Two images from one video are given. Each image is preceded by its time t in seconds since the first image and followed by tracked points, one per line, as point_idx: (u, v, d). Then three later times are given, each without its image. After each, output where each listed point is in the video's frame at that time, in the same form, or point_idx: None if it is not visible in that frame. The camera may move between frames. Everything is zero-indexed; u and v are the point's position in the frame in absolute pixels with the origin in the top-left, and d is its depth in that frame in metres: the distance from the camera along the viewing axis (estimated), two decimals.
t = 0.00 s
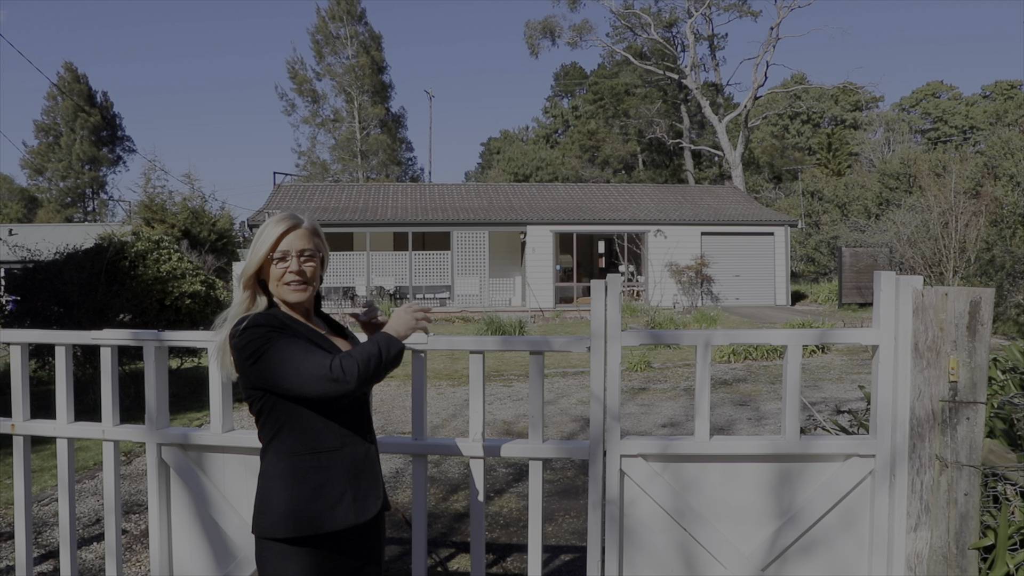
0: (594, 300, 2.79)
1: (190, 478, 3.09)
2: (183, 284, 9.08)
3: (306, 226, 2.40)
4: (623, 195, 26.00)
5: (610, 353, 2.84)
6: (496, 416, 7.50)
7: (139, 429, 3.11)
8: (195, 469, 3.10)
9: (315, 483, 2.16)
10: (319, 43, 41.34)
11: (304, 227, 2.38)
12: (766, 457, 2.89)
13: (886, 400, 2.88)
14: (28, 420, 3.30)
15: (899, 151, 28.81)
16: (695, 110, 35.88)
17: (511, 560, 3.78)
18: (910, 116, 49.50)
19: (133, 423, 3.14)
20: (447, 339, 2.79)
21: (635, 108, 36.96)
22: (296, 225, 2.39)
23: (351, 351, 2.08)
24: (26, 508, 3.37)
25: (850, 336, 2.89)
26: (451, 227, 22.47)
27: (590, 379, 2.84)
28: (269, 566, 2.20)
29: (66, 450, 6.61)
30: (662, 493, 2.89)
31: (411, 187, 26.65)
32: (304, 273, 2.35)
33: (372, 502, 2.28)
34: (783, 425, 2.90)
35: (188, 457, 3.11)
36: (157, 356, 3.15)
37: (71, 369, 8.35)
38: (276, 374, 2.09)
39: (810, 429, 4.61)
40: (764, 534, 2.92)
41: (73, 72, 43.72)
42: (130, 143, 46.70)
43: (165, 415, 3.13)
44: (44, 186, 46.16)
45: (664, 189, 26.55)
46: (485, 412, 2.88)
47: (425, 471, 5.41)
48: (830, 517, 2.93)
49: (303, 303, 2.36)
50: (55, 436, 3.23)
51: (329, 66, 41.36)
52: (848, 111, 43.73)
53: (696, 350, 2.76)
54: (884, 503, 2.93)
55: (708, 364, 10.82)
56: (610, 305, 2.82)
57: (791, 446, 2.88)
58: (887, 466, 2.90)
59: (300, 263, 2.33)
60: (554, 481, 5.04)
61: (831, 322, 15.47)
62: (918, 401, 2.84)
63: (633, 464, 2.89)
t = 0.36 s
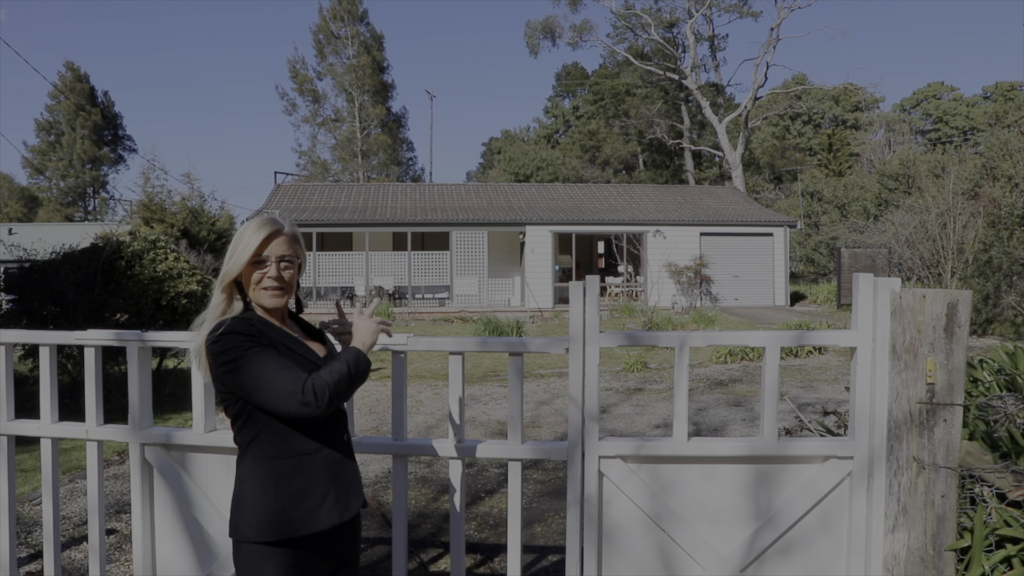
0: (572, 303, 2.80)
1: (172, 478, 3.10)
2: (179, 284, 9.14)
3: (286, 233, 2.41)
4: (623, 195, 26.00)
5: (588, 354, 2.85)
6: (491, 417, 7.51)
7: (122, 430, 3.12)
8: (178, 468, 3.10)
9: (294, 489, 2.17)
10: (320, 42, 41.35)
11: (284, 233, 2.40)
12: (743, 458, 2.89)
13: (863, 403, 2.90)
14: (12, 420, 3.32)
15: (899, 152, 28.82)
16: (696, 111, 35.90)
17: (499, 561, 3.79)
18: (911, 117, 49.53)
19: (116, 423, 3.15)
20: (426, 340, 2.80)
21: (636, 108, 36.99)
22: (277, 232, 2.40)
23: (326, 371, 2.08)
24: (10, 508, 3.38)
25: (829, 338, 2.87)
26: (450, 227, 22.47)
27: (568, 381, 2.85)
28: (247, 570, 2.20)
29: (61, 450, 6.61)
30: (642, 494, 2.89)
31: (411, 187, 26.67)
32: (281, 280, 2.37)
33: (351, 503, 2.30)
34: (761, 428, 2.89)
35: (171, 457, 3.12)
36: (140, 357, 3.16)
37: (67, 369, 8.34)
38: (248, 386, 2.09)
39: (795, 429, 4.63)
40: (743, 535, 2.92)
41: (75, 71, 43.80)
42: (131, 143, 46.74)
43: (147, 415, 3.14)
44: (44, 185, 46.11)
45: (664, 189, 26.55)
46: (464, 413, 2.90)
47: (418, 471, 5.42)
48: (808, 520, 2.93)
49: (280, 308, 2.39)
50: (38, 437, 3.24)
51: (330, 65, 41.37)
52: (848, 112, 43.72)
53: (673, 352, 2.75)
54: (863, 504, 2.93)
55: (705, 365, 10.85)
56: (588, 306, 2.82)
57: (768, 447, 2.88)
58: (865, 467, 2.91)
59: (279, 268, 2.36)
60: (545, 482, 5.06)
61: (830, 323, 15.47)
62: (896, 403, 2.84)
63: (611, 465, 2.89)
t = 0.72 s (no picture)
0: (555, 301, 2.81)
1: (159, 479, 3.11)
2: (177, 284, 9.15)
3: (260, 231, 2.43)
4: (621, 195, 26.02)
5: (571, 355, 2.86)
6: (487, 417, 7.52)
7: (109, 430, 3.13)
8: (166, 468, 3.11)
9: (269, 488, 2.19)
10: (320, 43, 41.39)
11: (258, 232, 2.41)
12: (725, 458, 2.90)
13: (845, 401, 2.89)
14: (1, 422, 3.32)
15: (898, 151, 28.84)
16: (695, 112, 35.94)
17: (489, 561, 3.81)
18: (910, 117, 49.58)
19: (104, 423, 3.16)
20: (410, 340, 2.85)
21: (635, 109, 37.08)
22: (250, 231, 2.42)
23: (298, 383, 2.09)
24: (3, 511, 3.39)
25: (810, 337, 2.86)
26: (449, 227, 22.48)
27: (552, 381, 2.86)
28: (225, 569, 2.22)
29: (56, 450, 6.62)
30: (626, 495, 2.89)
31: (410, 187, 26.70)
32: (257, 278, 2.40)
33: (328, 502, 2.31)
34: (744, 427, 2.88)
35: (158, 457, 3.12)
36: (128, 358, 3.17)
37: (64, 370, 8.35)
38: (219, 391, 2.12)
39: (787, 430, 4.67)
40: (726, 534, 2.92)
41: (76, 72, 43.89)
42: (131, 143, 46.80)
43: (136, 416, 3.15)
44: (44, 185, 46.09)
45: (662, 189, 26.58)
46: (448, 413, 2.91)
47: (412, 472, 5.43)
48: (791, 520, 2.93)
49: (257, 306, 2.40)
50: (28, 437, 3.24)
51: (330, 66, 41.40)
52: (848, 112, 43.76)
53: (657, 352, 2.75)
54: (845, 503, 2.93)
55: (701, 365, 10.88)
56: (571, 307, 2.84)
57: (751, 447, 2.88)
58: (847, 467, 2.90)
59: (254, 267, 2.38)
60: (537, 482, 5.09)
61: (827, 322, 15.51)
62: (878, 403, 2.85)
63: (595, 464, 2.90)
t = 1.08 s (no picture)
0: (545, 300, 2.82)
1: (152, 476, 3.12)
2: (174, 284, 9.18)
3: (254, 230, 2.44)
4: (621, 195, 26.04)
5: (560, 353, 2.87)
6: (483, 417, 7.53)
7: (102, 427, 3.14)
8: (158, 466, 3.12)
9: (253, 485, 2.22)
10: (321, 42, 41.42)
11: (251, 231, 2.43)
12: (712, 458, 2.91)
13: (832, 403, 2.92)
14: None
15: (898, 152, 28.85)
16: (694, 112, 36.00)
17: (481, 560, 3.82)
18: (911, 118, 49.54)
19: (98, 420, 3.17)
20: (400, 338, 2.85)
21: (635, 109, 37.14)
22: (244, 229, 2.43)
23: (275, 387, 2.11)
24: None
25: (797, 338, 2.87)
26: (448, 227, 22.50)
27: (541, 380, 2.87)
28: (211, 565, 2.25)
29: (52, 448, 6.63)
30: (614, 493, 2.90)
31: (410, 186, 26.74)
32: (250, 277, 2.40)
33: (311, 501, 2.32)
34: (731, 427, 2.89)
35: (150, 455, 3.13)
36: (121, 356, 3.18)
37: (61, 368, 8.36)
38: (201, 389, 2.15)
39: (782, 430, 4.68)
40: (713, 533, 2.93)
41: (77, 71, 43.95)
42: (131, 142, 46.83)
43: (129, 414, 3.16)
44: (44, 184, 46.13)
45: (662, 189, 26.60)
46: (438, 411, 2.91)
47: (407, 471, 5.44)
48: (778, 518, 2.94)
49: (249, 304, 2.42)
50: (22, 434, 3.25)
51: (330, 65, 41.44)
52: (849, 113, 43.79)
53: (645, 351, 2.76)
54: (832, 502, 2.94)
55: (699, 365, 10.88)
56: (560, 306, 2.85)
57: (738, 447, 2.89)
58: (834, 467, 2.93)
59: (247, 265, 2.39)
60: (532, 482, 5.10)
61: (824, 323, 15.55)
62: (864, 403, 2.86)
63: (583, 464, 2.91)
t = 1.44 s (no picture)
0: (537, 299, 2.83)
1: (147, 474, 3.12)
2: (170, 283, 9.18)
3: (250, 231, 2.45)
4: (617, 195, 26.06)
5: (552, 353, 2.89)
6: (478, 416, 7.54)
7: (98, 425, 3.14)
8: (153, 464, 3.12)
9: (243, 483, 2.23)
10: (318, 41, 41.38)
11: (247, 232, 2.43)
12: (702, 456, 2.92)
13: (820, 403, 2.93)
14: None
15: (894, 153, 28.95)
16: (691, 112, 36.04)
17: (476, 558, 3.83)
18: (907, 119, 49.69)
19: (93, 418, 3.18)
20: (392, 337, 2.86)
21: (631, 108, 37.20)
22: (240, 230, 2.44)
23: (259, 391, 2.12)
24: None
25: (786, 337, 2.87)
26: (444, 226, 22.50)
27: (533, 379, 2.88)
28: (202, 561, 2.27)
29: (48, 447, 6.62)
30: (605, 491, 2.92)
31: (406, 186, 26.74)
32: (246, 277, 2.41)
33: (300, 499, 2.32)
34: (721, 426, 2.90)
35: (146, 452, 3.13)
36: (117, 355, 3.19)
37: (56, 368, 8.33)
38: (189, 389, 2.16)
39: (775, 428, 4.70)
40: (703, 531, 2.94)
41: (72, 70, 43.84)
42: (128, 142, 46.75)
43: (124, 412, 3.16)
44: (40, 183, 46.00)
45: (658, 189, 26.64)
46: (431, 409, 2.92)
47: (402, 470, 5.44)
48: (768, 517, 2.95)
49: (245, 304, 2.43)
50: (18, 432, 3.26)
51: (327, 64, 41.40)
52: (845, 114, 43.92)
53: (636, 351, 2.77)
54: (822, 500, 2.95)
55: (694, 365, 10.89)
56: (552, 306, 2.86)
57: (728, 445, 2.90)
58: (823, 465, 2.93)
59: (242, 267, 2.40)
60: (526, 481, 5.11)
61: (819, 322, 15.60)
62: (853, 402, 2.88)
63: (575, 462, 2.92)
